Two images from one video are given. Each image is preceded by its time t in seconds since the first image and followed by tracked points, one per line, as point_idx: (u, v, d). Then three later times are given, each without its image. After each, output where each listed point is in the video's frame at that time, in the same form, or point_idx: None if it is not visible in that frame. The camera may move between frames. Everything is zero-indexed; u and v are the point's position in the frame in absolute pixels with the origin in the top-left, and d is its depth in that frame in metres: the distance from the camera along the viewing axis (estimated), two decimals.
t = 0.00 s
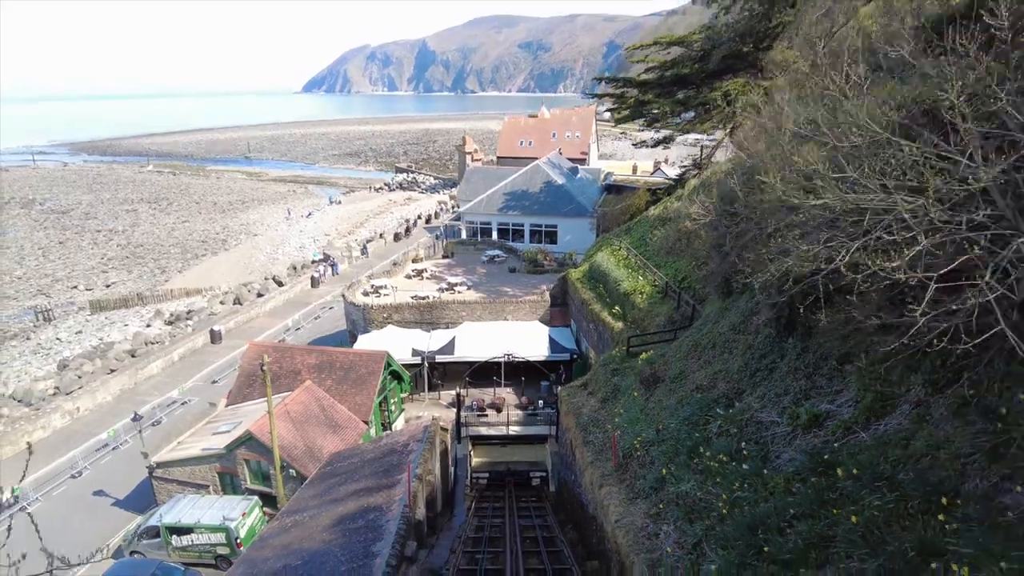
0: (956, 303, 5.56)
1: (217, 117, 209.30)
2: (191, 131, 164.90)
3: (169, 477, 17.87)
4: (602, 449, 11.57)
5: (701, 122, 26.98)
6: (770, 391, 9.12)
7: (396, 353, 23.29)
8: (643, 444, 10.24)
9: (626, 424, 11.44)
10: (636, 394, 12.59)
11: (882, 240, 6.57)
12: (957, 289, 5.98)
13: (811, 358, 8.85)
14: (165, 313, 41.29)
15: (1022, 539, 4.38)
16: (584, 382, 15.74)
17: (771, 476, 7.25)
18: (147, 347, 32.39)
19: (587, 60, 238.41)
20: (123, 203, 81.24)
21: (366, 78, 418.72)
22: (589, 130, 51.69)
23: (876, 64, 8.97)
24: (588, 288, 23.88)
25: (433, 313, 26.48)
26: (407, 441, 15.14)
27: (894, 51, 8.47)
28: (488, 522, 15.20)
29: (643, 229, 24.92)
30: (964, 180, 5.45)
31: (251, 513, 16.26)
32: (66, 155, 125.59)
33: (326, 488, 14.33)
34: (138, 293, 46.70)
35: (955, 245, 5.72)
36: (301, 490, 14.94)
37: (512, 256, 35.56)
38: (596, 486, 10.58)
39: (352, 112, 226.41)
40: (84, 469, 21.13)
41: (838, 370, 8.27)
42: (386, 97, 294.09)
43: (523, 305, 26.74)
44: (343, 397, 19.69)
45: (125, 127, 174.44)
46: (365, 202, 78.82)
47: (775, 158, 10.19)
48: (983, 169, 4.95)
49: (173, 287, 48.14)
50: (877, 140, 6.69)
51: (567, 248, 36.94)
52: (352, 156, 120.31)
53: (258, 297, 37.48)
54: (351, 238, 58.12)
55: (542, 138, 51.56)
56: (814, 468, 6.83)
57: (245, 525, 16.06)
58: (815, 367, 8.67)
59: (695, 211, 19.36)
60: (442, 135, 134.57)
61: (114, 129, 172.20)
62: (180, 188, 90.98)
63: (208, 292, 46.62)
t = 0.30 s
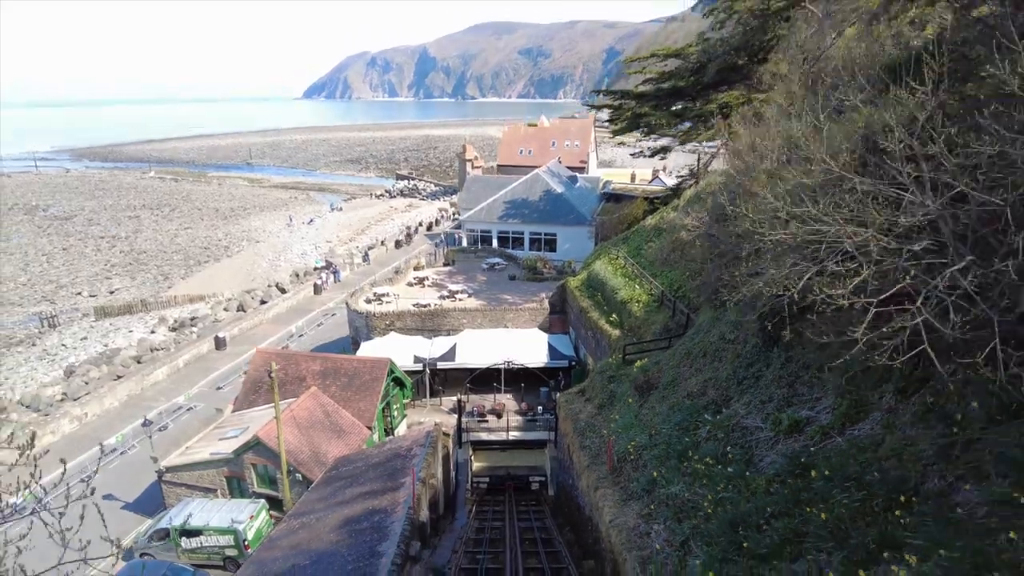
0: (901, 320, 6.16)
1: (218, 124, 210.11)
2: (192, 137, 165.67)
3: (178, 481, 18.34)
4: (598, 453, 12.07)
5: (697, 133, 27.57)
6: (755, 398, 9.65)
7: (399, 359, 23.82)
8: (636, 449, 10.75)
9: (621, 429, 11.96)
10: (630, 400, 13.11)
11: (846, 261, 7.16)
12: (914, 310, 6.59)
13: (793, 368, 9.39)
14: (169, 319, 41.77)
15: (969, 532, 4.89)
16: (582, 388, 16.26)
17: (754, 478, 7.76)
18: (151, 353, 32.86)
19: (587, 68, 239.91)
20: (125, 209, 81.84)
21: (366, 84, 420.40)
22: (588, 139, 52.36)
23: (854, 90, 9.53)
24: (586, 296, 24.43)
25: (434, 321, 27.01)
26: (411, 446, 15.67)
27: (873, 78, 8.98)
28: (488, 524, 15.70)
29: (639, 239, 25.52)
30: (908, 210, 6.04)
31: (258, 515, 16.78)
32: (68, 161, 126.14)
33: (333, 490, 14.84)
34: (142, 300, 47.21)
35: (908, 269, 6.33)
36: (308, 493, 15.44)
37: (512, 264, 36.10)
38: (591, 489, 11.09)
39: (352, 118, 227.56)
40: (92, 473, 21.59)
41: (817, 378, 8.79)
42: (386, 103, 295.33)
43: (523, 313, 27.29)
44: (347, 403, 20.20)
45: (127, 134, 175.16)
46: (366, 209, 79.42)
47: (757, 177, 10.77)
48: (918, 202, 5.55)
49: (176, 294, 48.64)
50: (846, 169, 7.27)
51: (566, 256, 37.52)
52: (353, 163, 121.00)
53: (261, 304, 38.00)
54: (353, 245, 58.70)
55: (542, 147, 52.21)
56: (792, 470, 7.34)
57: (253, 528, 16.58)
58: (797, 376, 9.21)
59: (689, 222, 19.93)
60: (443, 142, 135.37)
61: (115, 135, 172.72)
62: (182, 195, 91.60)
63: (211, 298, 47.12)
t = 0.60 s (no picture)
0: (858, 337, 6.64)
1: (219, 129, 210.84)
2: (194, 142, 166.45)
3: (185, 485, 18.80)
4: (594, 457, 12.54)
5: (693, 143, 28.10)
6: (743, 404, 10.13)
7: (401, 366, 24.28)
8: (630, 453, 11.22)
9: (617, 434, 12.43)
10: (625, 405, 13.58)
11: (813, 283, 7.63)
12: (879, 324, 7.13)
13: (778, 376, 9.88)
14: (173, 325, 42.25)
15: (927, 528, 5.35)
16: (579, 394, 16.73)
17: (739, 480, 8.23)
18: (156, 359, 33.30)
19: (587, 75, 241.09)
20: (128, 215, 82.41)
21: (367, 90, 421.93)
22: (587, 147, 52.97)
23: (836, 112, 10.03)
24: (584, 304, 24.92)
25: (435, 327, 27.48)
26: (413, 450, 16.13)
27: (853, 102, 9.48)
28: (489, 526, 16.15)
29: (636, 248, 26.04)
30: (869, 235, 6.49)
31: (264, 518, 17.23)
32: (70, 166, 126.69)
33: (338, 494, 15.28)
34: (146, 305, 47.68)
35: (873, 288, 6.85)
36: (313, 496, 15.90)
37: (511, 271, 36.61)
38: (588, 491, 11.55)
39: (353, 123, 228.56)
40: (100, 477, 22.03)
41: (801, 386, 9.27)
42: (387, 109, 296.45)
43: (523, 320, 27.78)
44: (351, 409, 20.67)
45: (128, 139, 175.67)
46: (367, 215, 79.98)
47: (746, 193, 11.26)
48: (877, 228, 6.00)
49: (179, 300, 49.14)
50: (816, 197, 7.74)
51: (565, 264, 38.03)
52: (353, 169, 121.68)
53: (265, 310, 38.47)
54: (354, 252, 59.20)
55: (541, 155, 52.81)
56: (775, 472, 7.83)
57: (259, 530, 17.03)
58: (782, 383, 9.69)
59: (684, 232, 20.43)
60: (444, 149, 136.12)
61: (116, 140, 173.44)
62: (183, 200, 92.17)
63: (214, 305, 47.59)
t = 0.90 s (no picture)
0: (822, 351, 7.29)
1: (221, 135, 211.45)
2: (195, 148, 167.20)
3: (194, 488, 19.31)
4: (590, 461, 13.05)
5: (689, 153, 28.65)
6: (731, 410, 10.67)
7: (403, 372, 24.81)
8: (624, 457, 11.73)
9: (612, 439, 12.96)
10: (620, 411, 14.10)
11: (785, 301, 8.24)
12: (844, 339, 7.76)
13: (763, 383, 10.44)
14: (177, 331, 42.75)
15: (893, 524, 5.95)
16: (577, 400, 17.24)
17: (725, 482, 8.76)
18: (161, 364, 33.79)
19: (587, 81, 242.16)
20: (130, 221, 82.98)
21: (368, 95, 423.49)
22: (586, 155, 53.58)
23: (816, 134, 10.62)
24: (583, 311, 25.46)
25: (437, 334, 28.00)
26: (417, 453, 16.66)
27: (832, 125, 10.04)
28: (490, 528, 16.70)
29: (633, 256, 26.60)
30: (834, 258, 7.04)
31: (271, 521, 17.73)
32: (72, 172, 127.30)
33: (343, 496, 15.80)
34: (149, 311, 48.19)
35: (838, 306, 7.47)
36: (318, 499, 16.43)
37: (511, 278, 37.17)
38: (584, 493, 12.06)
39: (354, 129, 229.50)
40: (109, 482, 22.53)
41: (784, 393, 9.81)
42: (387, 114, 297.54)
43: (522, 326, 28.31)
44: (354, 414, 21.18)
45: (130, 145, 176.41)
46: (368, 221, 80.58)
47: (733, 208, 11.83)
48: (842, 251, 6.53)
49: (183, 306, 49.67)
50: (785, 224, 8.29)
51: (564, 270, 38.57)
52: (354, 175, 122.36)
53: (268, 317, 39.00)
54: (355, 258, 59.74)
55: (541, 163, 53.42)
56: (757, 474, 8.35)
57: (266, 532, 17.52)
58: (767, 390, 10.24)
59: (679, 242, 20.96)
60: (444, 155, 136.86)
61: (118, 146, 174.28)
62: (185, 207, 92.80)
63: (217, 311, 48.11)
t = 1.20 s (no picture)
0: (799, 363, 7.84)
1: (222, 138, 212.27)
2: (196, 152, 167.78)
3: (201, 490, 19.75)
4: (587, 464, 13.51)
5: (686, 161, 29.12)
6: (722, 414, 11.14)
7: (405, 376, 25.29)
8: (619, 459, 12.18)
9: (608, 442, 13.41)
10: (617, 416, 14.57)
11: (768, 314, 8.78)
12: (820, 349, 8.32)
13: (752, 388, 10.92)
14: (180, 336, 43.20)
15: (864, 521, 6.48)
16: (575, 404, 17.71)
17: (714, 482, 9.22)
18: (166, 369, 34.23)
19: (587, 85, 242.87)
20: (133, 226, 83.49)
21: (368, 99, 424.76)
22: (585, 161, 54.10)
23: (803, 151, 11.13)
24: (581, 316, 25.94)
25: (438, 338, 28.47)
26: (419, 455, 17.15)
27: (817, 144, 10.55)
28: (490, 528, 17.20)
29: (630, 262, 27.08)
30: (811, 275, 7.66)
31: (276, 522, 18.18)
32: (74, 176, 127.86)
33: (348, 497, 16.27)
34: (152, 316, 48.63)
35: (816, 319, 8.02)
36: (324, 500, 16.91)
37: (511, 284, 37.65)
38: (581, 494, 12.51)
39: (354, 132, 230.15)
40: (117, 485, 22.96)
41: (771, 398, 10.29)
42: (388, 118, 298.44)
43: (522, 331, 28.78)
44: (358, 418, 21.64)
45: (132, 149, 176.83)
46: (369, 226, 81.10)
47: (723, 221, 12.33)
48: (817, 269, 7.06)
49: (186, 310, 50.13)
50: (765, 243, 8.98)
51: (563, 276, 39.05)
52: (355, 179, 122.95)
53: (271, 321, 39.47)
54: (356, 263, 60.19)
55: (541, 168, 53.94)
56: (744, 475, 8.80)
57: (272, 533, 17.97)
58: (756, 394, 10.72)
59: (674, 249, 21.45)
60: (444, 159, 137.45)
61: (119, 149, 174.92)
62: (187, 211, 93.33)
63: (219, 315, 48.51)
